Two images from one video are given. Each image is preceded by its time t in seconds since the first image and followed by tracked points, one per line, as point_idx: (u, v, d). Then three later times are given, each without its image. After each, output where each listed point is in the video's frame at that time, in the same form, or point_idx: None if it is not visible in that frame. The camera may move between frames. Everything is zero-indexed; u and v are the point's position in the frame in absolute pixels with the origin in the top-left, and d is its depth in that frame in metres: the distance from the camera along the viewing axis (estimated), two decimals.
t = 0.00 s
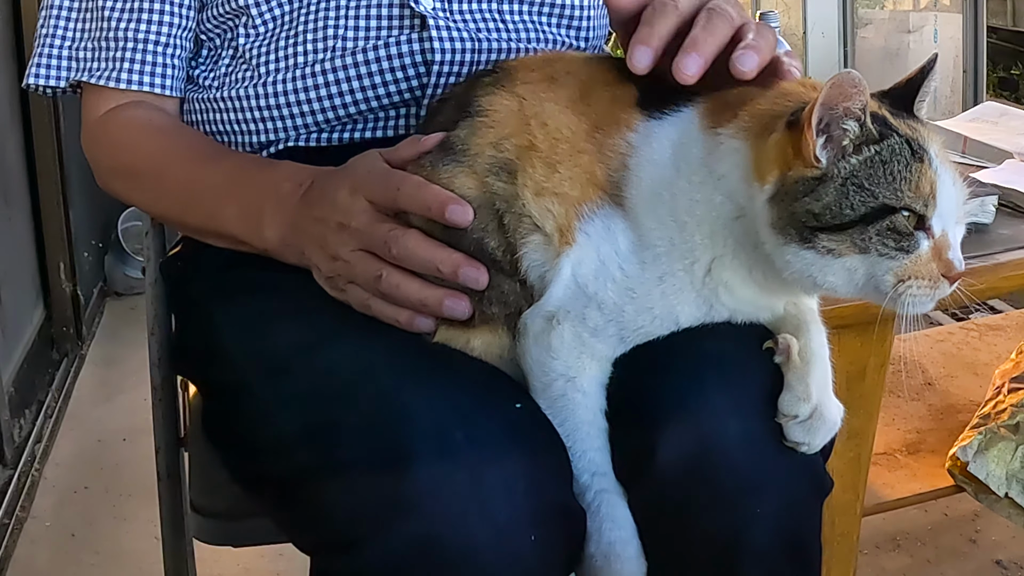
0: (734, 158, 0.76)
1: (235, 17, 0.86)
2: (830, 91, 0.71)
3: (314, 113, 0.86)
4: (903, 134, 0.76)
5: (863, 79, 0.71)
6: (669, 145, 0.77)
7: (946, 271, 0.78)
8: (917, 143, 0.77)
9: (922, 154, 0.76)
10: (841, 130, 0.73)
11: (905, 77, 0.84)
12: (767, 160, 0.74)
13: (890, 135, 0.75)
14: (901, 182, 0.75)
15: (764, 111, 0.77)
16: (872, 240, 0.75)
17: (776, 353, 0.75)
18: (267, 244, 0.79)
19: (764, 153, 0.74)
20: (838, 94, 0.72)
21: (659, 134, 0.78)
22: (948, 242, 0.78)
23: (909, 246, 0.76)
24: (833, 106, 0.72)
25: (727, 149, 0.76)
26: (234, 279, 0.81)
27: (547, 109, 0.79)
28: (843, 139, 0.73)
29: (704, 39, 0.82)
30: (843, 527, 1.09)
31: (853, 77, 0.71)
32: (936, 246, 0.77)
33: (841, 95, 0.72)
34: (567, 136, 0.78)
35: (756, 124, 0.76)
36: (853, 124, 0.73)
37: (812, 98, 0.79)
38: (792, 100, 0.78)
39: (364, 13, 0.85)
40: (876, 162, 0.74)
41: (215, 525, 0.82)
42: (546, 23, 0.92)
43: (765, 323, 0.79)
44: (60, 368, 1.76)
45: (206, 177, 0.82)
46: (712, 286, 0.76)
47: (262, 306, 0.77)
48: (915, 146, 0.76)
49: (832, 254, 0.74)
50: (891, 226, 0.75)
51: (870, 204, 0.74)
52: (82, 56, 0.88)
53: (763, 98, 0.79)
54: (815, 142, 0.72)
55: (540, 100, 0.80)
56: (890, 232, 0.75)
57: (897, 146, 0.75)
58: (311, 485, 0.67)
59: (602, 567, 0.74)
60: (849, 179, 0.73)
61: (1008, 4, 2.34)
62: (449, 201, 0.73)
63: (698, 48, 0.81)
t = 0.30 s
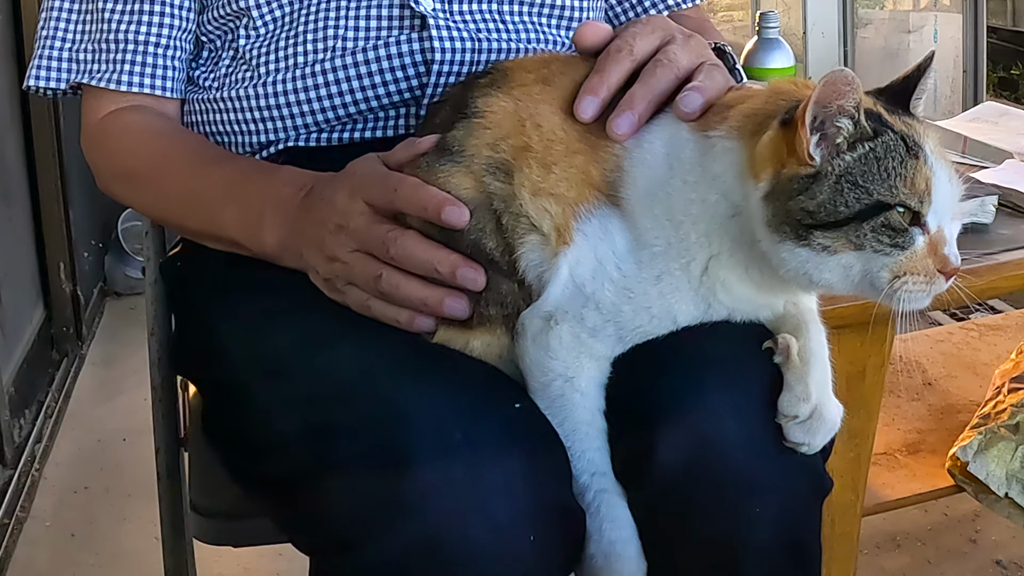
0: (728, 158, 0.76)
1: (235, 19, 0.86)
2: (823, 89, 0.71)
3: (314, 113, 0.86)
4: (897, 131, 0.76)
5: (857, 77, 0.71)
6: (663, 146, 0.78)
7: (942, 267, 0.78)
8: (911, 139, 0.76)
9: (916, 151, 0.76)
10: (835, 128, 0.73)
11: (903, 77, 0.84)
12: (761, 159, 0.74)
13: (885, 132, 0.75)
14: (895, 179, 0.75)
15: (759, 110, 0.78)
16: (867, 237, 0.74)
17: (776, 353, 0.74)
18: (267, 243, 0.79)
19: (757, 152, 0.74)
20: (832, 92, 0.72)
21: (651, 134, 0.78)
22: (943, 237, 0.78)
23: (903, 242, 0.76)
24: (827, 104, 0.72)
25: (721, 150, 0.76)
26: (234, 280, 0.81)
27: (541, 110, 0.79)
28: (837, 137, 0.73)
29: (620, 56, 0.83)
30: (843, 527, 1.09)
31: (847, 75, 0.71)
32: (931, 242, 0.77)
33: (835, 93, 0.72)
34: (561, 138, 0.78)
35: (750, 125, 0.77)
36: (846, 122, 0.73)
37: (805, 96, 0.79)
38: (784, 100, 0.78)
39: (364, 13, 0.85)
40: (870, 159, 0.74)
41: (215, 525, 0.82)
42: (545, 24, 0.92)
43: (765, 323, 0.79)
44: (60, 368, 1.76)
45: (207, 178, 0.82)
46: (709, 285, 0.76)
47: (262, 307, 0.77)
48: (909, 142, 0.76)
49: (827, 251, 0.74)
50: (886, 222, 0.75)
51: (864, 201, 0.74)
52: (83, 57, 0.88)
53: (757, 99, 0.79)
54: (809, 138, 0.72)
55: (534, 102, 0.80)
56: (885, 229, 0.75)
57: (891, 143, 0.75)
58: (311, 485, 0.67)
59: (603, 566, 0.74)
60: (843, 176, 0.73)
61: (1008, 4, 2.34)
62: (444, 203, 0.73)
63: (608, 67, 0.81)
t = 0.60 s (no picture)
0: (728, 156, 0.76)
1: (236, 19, 0.86)
2: (823, 87, 0.71)
3: (314, 113, 0.86)
4: (896, 130, 0.76)
5: (856, 77, 0.71)
6: (662, 142, 0.78)
7: (941, 266, 0.78)
8: (910, 138, 0.76)
9: (916, 149, 0.76)
10: (835, 127, 0.73)
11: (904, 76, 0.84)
12: (761, 158, 0.74)
13: (884, 131, 0.75)
14: (894, 177, 0.75)
15: (758, 110, 0.78)
16: (866, 235, 0.74)
17: (776, 352, 0.75)
18: (266, 243, 0.79)
19: (758, 151, 0.74)
20: (832, 92, 0.72)
21: (647, 131, 0.78)
22: (943, 236, 0.78)
23: (902, 240, 0.76)
24: (827, 103, 0.72)
25: (721, 148, 0.76)
26: (234, 280, 0.81)
27: (528, 109, 0.79)
28: (837, 136, 0.73)
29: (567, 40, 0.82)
30: (843, 527, 1.09)
31: (847, 75, 0.71)
32: (930, 241, 0.77)
33: (835, 92, 0.72)
34: (554, 133, 0.78)
35: (750, 123, 0.76)
36: (846, 121, 0.73)
37: (805, 95, 0.79)
38: (784, 99, 0.78)
39: (364, 13, 0.85)
40: (869, 157, 0.74)
41: (214, 525, 0.82)
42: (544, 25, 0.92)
43: (764, 321, 0.79)
44: (60, 368, 1.76)
45: (207, 178, 0.82)
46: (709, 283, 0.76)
47: (262, 307, 0.77)
48: (909, 140, 0.76)
49: (826, 250, 0.74)
50: (884, 221, 0.75)
51: (864, 199, 0.74)
52: (83, 58, 0.88)
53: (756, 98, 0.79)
54: (808, 138, 0.72)
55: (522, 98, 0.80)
56: (883, 227, 0.75)
57: (890, 141, 0.75)
58: (311, 485, 0.67)
59: (603, 566, 0.74)
60: (842, 175, 0.73)
61: (1008, 4, 2.34)
62: (444, 205, 0.73)
63: (516, 46, 0.82)
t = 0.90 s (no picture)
0: (732, 157, 0.76)
1: (235, 20, 0.86)
2: (823, 93, 0.70)
3: (314, 113, 0.86)
4: (899, 133, 0.76)
5: (856, 81, 0.71)
6: (667, 143, 0.77)
7: (943, 270, 0.78)
8: (913, 142, 0.76)
9: (918, 153, 0.76)
10: (835, 132, 0.73)
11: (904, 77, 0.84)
12: (763, 161, 0.74)
13: (886, 135, 0.75)
14: (895, 182, 0.75)
15: (762, 111, 0.77)
16: (866, 239, 0.74)
17: (776, 353, 0.75)
18: (266, 243, 0.79)
19: (759, 154, 0.74)
20: (832, 96, 0.71)
21: (658, 132, 0.78)
22: (945, 240, 0.78)
23: (903, 245, 0.76)
24: (827, 108, 0.71)
25: (725, 149, 0.76)
26: (234, 280, 0.81)
27: (544, 108, 0.79)
28: (838, 140, 0.73)
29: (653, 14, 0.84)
30: (843, 527, 1.09)
31: (847, 79, 0.71)
32: (932, 245, 0.77)
33: (835, 97, 0.71)
34: (563, 135, 0.77)
35: (753, 125, 0.76)
36: (847, 126, 0.73)
37: (809, 96, 0.79)
38: (787, 101, 0.78)
39: (364, 13, 0.85)
40: (871, 162, 0.74)
41: (214, 525, 0.83)
42: (544, 24, 0.92)
43: (764, 322, 0.79)
44: (60, 368, 1.76)
45: (207, 178, 0.82)
46: (710, 284, 0.76)
47: (262, 307, 0.77)
48: (912, 145, 0.76)
49: (827, 253, 0.74)
50: (885, 225, 0.75)
51: (864, 203, 0.74)
52: (82, 59, 0.88)
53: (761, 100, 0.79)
54: (809, 142, 0.71)
55: (534, 99, 0.79)
56: (884, 231, 0.75)
57: (892, 146, 0.75)
58: (311, 485, 0.67)
59: (602, 566, 0.75)
60: (843, 179, 0.73)
61: (1009, 4, 2.33)
62: (444, 206, 0.73)
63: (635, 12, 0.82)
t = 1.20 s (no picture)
0: (730, 163, 0.76)
1: (235, 20, 0.86)
2: (816, 98, 0.71)
3: (314, 113, 0.86)
4: (898, 139, 0.76)
5: (850, 89, 0.71)
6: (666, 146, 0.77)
7: (943, 275, 0.78)
8: (913, 147, 0.76)
9: (918, 159, 0.76)
10: (830, 139, 0.73)
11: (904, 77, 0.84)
12: (762, 165, 0.74)
13: (884, 141, 0.75)
14: (895, 187, 0.75)
15: (761, 117, 0.77)
16: (866, 245, 0.74)
17: (776, 355, 0.75)
18: (266, 244, 0.79)
19: (758, 158, 0.74)
20: (825, 102, 0.72)
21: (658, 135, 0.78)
22: (945, 246, 0.78)
23: (902, 250, 0.76)
24: (821, 113, 0.72)
25: (723, 156, 0.76)
26: (233, 281, 0.81)
27: (544, 109, 0.79)
28: (833, 147, 0.73)
29: (666, 65, 0.82)
30: (843, 526, 1.09)
31: (840, 86, 0.71)
32: (931, 250, 0.77)
33: (829, 103, 0.72)
34: (564, 136, 0.78)
35: (751, 130, 0.76)
36: (842, 133, 0.73)
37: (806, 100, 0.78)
38: (787, 105, 0.78)
39: (364, 13, 0.85)
40: (870, 168, 0.74)
41: (215, 526, 0.82)
42: (544, 25, 0.92)
43: (764, 324, 0.79)
44: (60, 368, 1.76)
45: (206, 179, 0.82)
46: (710, 286, 0.76)
47: (262, 308, 0.77)
48: (912, 150, 0.76)
49: (827, 258, 0.74)
50: (884, 231, 0.75)
51: (864, 209, 0.74)
52: (81, 60, 0.88)
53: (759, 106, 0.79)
54: (804, 147, 0.71)
55: (536, 100, 0.80)
56: (883, 237, 0.75)
57: (891, 151, 0.75)
58: (311, 485, 0.67)
59: (602, 566, 0.75)
60: (842, 185, 0.73)
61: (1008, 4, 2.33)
62: (444, 207, 0.73)
63: (652, 76, 0.80)
